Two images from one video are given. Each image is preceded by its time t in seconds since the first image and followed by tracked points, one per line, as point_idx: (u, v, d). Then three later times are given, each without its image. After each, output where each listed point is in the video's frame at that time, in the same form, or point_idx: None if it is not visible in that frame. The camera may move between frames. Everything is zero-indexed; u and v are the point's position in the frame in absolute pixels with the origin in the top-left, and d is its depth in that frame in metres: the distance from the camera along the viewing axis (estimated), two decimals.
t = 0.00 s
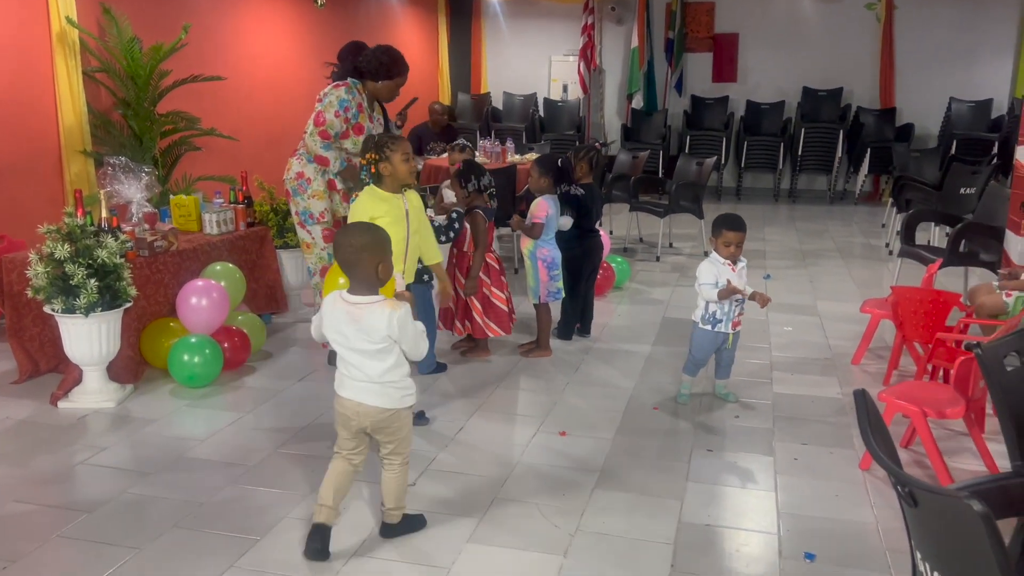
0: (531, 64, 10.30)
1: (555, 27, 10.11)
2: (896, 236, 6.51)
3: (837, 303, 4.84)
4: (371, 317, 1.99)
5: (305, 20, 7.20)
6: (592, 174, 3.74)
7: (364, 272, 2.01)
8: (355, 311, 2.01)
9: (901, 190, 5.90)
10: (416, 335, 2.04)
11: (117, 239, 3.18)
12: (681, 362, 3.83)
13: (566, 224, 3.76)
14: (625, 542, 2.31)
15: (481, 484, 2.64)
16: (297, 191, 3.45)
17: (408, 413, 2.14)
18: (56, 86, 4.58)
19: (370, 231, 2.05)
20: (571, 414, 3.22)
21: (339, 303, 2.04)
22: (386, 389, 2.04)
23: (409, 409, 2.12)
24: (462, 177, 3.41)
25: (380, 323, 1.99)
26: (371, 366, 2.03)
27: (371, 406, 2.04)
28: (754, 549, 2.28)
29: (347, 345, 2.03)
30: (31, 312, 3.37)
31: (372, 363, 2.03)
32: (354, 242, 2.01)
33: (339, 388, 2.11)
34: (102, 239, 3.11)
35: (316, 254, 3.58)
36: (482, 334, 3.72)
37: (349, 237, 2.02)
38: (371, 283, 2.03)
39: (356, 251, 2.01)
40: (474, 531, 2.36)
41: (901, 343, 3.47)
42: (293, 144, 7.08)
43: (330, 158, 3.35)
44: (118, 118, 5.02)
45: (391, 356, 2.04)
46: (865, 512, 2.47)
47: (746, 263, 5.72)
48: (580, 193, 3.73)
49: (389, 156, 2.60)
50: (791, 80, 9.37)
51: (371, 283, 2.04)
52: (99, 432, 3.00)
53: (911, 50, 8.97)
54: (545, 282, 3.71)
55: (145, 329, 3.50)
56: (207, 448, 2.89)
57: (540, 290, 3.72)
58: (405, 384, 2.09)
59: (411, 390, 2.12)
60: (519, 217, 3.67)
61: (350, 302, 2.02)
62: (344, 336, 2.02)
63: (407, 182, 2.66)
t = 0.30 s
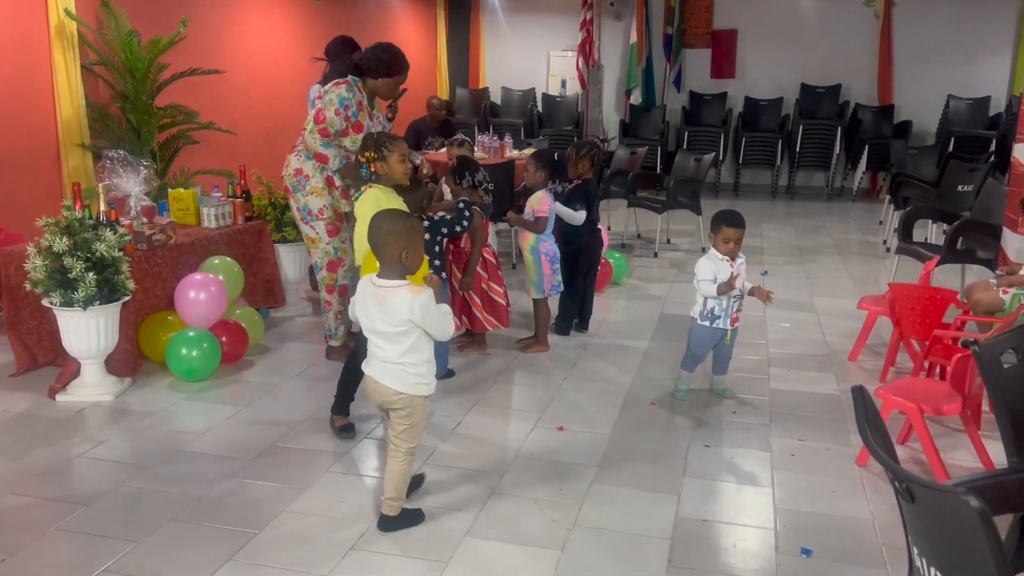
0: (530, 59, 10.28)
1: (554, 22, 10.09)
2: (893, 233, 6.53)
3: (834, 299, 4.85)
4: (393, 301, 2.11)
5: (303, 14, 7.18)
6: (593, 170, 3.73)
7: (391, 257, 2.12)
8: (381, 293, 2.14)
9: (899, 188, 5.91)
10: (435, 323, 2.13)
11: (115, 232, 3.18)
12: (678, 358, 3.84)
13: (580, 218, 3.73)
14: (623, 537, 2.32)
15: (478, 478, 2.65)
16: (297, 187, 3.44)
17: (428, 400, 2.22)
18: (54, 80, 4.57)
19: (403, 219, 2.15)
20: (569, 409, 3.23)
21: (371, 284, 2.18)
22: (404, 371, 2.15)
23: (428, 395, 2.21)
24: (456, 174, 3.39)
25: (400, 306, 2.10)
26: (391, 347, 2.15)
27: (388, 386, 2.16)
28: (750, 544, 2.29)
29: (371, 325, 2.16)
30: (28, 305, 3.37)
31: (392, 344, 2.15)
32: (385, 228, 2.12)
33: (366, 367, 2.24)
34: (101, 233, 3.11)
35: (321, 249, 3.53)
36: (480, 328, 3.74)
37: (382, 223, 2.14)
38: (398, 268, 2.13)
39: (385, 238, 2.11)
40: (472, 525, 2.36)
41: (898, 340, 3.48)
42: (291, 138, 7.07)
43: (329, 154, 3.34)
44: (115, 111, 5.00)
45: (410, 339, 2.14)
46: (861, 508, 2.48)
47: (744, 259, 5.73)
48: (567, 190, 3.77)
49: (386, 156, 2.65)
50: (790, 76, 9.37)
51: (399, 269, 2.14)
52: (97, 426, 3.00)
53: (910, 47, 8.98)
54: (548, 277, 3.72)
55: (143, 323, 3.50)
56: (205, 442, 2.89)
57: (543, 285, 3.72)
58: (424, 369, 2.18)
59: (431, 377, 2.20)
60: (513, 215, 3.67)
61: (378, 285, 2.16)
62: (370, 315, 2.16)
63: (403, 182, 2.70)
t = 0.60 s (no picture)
0: (529, 59, 10.28)
1: (553, 21, 10.08)
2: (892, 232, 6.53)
3: (833, 298, 4.85)
4: (401, 292, 2.17)
5: (302, 14, 7.18)
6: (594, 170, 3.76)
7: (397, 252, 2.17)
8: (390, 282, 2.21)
9: (897, 187, 5.91)
10: (437, 315, 2.15)
11: (114, 233, 3.18)
12: (678, 357, 3.84)
13: (587, 219, 3.72)
14: (621, 537, 2.32)
15: (477, 477, 2.66)
16: (295, 185, 3.45)
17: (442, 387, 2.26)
18: (53, 81, 4.57)
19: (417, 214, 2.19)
20: (568, 409, 3.23)
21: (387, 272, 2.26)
22: (413, 357, 2.21)
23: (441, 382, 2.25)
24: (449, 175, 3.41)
25: (404, 296, 2.16)
26: (402, 334, 2.22)
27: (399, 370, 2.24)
28: (749, 544, 2.29)
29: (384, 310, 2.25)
30: (27, 306, 3.37)
31: (404, 333, 2.21)
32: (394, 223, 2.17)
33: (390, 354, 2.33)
34: (100, 233, 3.11)
35: (316, 248, 3.56)
36: (478, 328, 3.73)
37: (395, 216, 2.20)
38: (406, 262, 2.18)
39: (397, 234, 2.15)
40: (471, 525, 2.36)
41: (897, 340, 3.48)
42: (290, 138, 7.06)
43: (328, 150, 3.32)
44: (114, 111, 5.00)
45: (419, 328, 2.19)
46: (860, 507, 2.48)
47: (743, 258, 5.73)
48: (571, 192, 3.74)
49: (373, 155, 2.67)
50: (788, 76, 9.37)
51: (410, 263, 2.19)
52: (97, 426, 3.00)
53: (908, 47, 8.98)
54: (550, 274, 3.73)
55: (142, 323, 3.50)
56: (205, 442, 2.89)
57: (545, 283, 3.73)
58: (435, 358, 2.22)
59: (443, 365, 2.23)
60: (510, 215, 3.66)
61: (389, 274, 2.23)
62: (386, 305, 2.23)
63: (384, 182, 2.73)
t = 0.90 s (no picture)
0: (528, 60, 10.28)
1: (552, 22, 10.08)
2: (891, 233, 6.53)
3: (833, 299, 4.85)
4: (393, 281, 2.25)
5: (301, 15, 7.18)
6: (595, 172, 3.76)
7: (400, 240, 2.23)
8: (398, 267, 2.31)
9: (897, 187, 5.92)
10: (407, 304, 2.17)
11: (113, 235, 3.18)
12: (677, 359, 3.84)
13: (590, 222, 3.73)
14: (620, 539, 2.31)
15: (477, 479, 2.65)
16: (297, 193, 3.46)
17: (421, 388, 2.23)
18: (53, 84, 4.57)
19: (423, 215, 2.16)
20: (568, 410, 3.22)
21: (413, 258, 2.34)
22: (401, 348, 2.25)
23: (420, 381, 2.23)
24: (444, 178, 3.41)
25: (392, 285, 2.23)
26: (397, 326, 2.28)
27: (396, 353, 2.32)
28: (749, 545, 2.29)
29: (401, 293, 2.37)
30: (26, 308, 3.37)
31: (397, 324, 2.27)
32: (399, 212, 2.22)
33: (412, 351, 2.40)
34: (99, 236, 3.11)
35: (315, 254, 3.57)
36: (478, 330, 3.74)
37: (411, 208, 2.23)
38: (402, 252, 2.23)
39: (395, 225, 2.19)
40: (470, 527, 2.36)
41: (896, 340, 3.48)
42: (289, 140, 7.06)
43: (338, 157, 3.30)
44: (113, 114, 5.01)
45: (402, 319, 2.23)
46: (860, 508, 2.48)
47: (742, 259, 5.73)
48: (574, 194, 3.74)
49: (353, 162, 2.61)
50: (787, 76, 9.37)
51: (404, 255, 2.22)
52: (96, 429, 3.00)
53: (907, 47, 8.99)
54: (551, 276, 3.68)
55: (140, 326, 3.50)
56: (204, 444, 2.89)
57: (546, 286, 3.69)
58: (409, 354, 2.21)
59: (418, 364, 2.21)
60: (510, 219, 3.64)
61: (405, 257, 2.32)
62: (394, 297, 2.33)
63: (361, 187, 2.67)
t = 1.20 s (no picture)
0: (527, 62, 10.28)
1: (552, 24, 10.09)
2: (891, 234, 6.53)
3: (833, 300, 4.85)
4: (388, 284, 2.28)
5: (300, 18, 7.19)
6: (594, 174, 3.73)
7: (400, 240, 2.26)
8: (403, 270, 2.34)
9: (896, 189, 5.92)
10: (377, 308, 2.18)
11: (112, 238, 3.18)
12: (677, 361, 3.83)
13: (588, 223, 3.71)
14: (619, 542, 2.31)
15: (477, 482, 2.64)
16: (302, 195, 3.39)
17: (398, 397, 2.23)
18: (52, 87, 4.57)
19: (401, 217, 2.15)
20: (567, 412, 3.22)
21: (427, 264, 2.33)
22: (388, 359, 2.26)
23: (398, 393, 2.21)
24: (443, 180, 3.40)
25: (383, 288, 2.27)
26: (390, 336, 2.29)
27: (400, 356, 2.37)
28: (749, 548, 2.28)
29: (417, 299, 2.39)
30: (24, 312, 3.37)
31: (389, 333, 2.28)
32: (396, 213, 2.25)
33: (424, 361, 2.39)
34: (98, 239, 3.11)
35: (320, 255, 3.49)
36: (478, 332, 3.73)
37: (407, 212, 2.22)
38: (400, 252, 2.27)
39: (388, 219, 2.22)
40: (469, 530, 2.36)
41: (896, 342, 3.48)
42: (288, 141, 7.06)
43: (352, 149, 3.23)
44: (113, 117, 5.01)
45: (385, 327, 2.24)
46: (860, 510, 2.47)
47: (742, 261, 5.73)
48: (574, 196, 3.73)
49: (309, 160, 2.65)
50: (787, 77, 9.38)
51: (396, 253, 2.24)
52: (95, 432, 3.00)
53: (906, 48, 8.99)
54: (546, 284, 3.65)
55: (139, 330, 3.49)
56: (203, 448, 2.88)
57: (541, 293, 3.67)
58: (387, 361, 2.23)
59: (392, 372, 2.21)
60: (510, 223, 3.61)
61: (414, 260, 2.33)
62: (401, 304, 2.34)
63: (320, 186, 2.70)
